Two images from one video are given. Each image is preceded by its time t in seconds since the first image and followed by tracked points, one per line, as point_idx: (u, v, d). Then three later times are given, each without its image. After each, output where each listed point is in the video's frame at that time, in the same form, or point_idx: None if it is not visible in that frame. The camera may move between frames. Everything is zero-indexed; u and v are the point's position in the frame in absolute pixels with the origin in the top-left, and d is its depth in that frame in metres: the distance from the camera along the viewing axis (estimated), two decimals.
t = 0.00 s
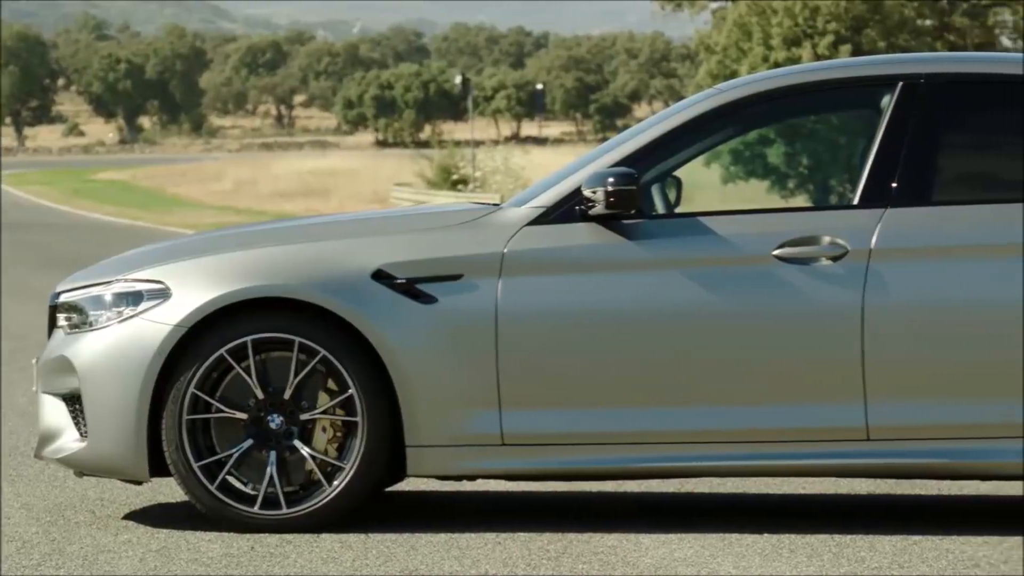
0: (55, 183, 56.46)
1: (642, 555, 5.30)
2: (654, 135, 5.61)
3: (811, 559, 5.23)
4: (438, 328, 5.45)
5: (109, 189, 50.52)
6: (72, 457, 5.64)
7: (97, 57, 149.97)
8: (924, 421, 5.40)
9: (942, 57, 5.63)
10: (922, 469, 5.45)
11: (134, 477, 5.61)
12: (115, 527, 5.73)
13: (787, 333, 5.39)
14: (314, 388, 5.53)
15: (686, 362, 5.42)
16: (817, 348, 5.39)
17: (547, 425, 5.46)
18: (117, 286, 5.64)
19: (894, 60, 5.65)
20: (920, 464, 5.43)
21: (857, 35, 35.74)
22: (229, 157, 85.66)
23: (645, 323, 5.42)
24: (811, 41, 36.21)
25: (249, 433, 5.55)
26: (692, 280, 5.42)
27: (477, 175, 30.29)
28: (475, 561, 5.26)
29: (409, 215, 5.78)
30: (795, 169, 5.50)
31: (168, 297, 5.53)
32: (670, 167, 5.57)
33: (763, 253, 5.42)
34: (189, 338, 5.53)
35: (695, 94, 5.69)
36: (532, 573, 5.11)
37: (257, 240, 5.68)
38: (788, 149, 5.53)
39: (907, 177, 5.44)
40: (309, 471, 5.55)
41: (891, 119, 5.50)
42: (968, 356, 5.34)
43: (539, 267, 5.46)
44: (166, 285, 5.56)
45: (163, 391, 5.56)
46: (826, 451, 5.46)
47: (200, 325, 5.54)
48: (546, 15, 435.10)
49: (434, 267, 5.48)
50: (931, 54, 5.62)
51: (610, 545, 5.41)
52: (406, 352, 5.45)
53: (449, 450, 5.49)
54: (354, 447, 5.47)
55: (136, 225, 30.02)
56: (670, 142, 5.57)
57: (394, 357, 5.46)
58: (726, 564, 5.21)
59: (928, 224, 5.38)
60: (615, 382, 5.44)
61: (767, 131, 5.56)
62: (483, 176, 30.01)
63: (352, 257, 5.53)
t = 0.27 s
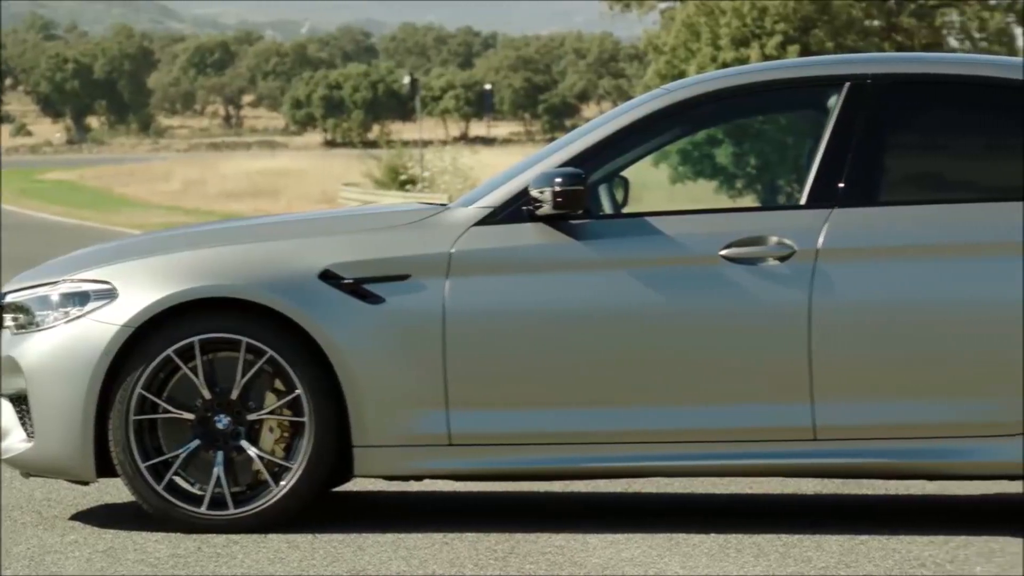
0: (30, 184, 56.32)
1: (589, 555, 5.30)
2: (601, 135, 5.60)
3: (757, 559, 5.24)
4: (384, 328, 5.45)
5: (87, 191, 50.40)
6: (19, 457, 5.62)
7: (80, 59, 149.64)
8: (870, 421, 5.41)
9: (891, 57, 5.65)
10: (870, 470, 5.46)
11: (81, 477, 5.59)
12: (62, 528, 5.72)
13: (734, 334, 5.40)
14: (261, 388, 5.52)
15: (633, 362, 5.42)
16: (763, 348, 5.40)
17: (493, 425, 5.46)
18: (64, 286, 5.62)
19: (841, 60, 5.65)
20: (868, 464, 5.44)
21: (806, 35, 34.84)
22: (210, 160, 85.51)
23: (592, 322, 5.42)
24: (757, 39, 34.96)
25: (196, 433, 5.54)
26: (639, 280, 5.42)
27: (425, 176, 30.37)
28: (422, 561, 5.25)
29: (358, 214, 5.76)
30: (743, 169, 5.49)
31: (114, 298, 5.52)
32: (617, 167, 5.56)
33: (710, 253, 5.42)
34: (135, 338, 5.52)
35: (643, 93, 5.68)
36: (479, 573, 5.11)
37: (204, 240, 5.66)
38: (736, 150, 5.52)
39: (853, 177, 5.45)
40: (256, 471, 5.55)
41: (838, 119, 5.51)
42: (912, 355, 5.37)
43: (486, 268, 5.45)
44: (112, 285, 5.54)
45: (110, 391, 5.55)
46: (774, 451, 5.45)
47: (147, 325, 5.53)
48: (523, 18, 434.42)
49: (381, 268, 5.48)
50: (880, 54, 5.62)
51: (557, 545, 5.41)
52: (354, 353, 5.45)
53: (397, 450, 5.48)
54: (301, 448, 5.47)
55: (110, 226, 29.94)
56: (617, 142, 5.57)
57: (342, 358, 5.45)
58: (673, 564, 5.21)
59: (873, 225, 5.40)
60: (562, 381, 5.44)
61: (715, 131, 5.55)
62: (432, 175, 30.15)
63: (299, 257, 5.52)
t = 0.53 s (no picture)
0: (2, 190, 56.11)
1: (523, 555, 5.30)
2: (535, 135, 5.59)
3: (691, 559, 5.25)
4: (318, 328, 5.44)
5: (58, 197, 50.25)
6: None
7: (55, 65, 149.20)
8: (803, 421, 5.42)
9: (825, 57, 5.67)
10: (803, 470, 5.47)
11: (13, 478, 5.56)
12: None
13: (667, 334, 5.40)
14: (194, 388, 5.51)
15: (566, 363, 5.43)
16: (696, 348, 5.40)
17: (426, 425, 5.45)
18: None
19: (774, 60, 5.67)
20: (801, 463, 5.45)
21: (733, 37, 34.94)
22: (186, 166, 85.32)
23: (525, 322, 5.42)
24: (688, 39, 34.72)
25: (129, 433, 5.52)
26: (573, 280, 5.42)
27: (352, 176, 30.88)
28: (356, 561, 5.25)
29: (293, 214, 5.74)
30: (678, 170, 5.47)
31: (48, 298, 5.50)
32: (550, 167, 5.56)
33: (644, 253, 5.42)
34: (69, 338, 5.50)
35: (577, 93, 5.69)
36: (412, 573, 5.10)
37: (138, 240, 5.64)
38: (671, 149, 5.51)
39: (786, 177, 5.47)
40: (190, 472, 5.54)
41: (772, 119, 5.53)
42: (844, 355, 5.39)
43: (419, 268, 5.45)
44: (46, 285, 5.52)
45: (43, 391, 5.52)
46: (708, 451, 5.46)
47: (80, 325, 5.51)
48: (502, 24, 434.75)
49: (315, 268, 5.47)
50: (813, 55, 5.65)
51: (491, 545, 5.41)
52: (287, 353, 5.43)
53: (330, 450, 5.47)
54: (235, 448, 5.46)
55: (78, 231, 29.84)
56: (551, 142, 5.57)
57: (275, 358, 5.44)
58: (607, 564, 5.22)
59: (806, 225, 5.41)
60: (495, 382, 5.44)
61: (650, 131, 5.56)
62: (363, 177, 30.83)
63: (233, 257, 5.51)
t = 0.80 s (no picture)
0: None
1: (460, 555, 5.30)
2: (473, 135, 5.59)
3: (628, 558, 5.25)
4: (255, 329, 5.42)
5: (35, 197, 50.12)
6: None
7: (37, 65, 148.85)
8: (739, 421, 5.42)
9: (761, 57, 5.68)
10: (740, 470, 5.47)
11: None
12: None
13: (604, 334, 5.40)
14: (131, 388, 5.50)
15: (504, 363, 5.42)
16: (632, 348, 5.40)
17: (364, 424, 5.45)
18: None
19: (710, 61, 5.68)
20: (738, 463, 5.45)
21: (676, 39, 36.92)
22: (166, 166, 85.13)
23: (464, 323, 5.41)
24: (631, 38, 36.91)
25: (66, 433, 5.51)
26: (510, 280, 5.42)
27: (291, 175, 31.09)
28: (293, 562, 5.24)
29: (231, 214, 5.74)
30: (616, 170, 5.45)
31: None
32: (487, 167, 5.55)
33: (581, 253, 5.42)
34: (5, 338, 5.49)
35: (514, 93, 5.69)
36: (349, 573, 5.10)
37: (74, 240, 5.63)
38: (609, 149, 5.49)
39: (723, 178, 5.48)
40: (126, 472, 5.53)
41: (709, 119, 5.54)
42: (780, 355, 5.39)
43: (356, 268, 5.45)
44: None
45: None
46: (645, 451, 5.46)
47: (17, 325, 5.50)
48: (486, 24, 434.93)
49: (253, 268, 5.46)
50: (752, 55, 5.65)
51: (429, 545, 5.41)
52: (223, 353, 5.42)
53: (267, 450, 5.47)
54: (172, 448, 5.45)
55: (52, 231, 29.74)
56: (489, 143, 5.55)
57: (212, 358, 5.42)
58: (544, 564, 5.22)
59: (743, 225, 5.42)
60: (432, 382, 5.44)
61: (588, 131, 5.56)
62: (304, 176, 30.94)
63: (169, 257, 5.50)
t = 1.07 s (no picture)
0: None
1: (398, 555, 5.30)
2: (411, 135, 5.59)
3: (566, 558, 5.25)
4: (192, 329, 5.42)
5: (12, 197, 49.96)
6: None
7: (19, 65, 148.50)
8: (677, 421, 5.43)
9: (697, 57, 5.70)
10: (677, 470, 5.47)
11: None
12: None
13: (542, 334, 5.40)
14: (68, 388, 5.49)
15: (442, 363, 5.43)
16: (570, 348, 5.41)
17: (302, 424, 5.45)
18: None
19: (648, 61, 5.69)
20: (675, 463, 5.46)
21: (616, 37, 37.93)
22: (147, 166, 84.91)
23: (402, 323, 5.42)
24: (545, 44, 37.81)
25: (2, 433, 5.50)
26: (448, 281, 5.42)
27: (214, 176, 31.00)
28: (230, 561, 5.23)
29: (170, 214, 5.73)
30: (555, 170, 5.48)
31: None
32: (425, 167, 5.54)
33: (519, 253, 5.42)
34: None
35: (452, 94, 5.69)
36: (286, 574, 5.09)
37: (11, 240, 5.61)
38: (548, 150, 5.52)
39: (661, 178, 5.48)
40: (64, 473, 5.52)
41: (646, 119, 5.54)
42: (717, 356, 5.40)
43: (294, 268, 5.44)
44: None
45: None
46: (583, 451, 5.46)
47: None
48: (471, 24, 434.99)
49: (190, 268, 5.46)
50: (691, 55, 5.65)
51: (367, 545, 5.40)
52: (160, 353, 5.41)
53: (205, 450, 5.46)
54: (109, 449, 5.44)
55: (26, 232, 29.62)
56: (427, 142, 5.55)
57: (149, 358, 5.42)
58: (481, 564, 5.22)
59: (681, 225, 5.42)
60: (370, 382, 5.44)
61: (527, 131, 5.56)
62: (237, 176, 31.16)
63: (107, 257, 5.49)
